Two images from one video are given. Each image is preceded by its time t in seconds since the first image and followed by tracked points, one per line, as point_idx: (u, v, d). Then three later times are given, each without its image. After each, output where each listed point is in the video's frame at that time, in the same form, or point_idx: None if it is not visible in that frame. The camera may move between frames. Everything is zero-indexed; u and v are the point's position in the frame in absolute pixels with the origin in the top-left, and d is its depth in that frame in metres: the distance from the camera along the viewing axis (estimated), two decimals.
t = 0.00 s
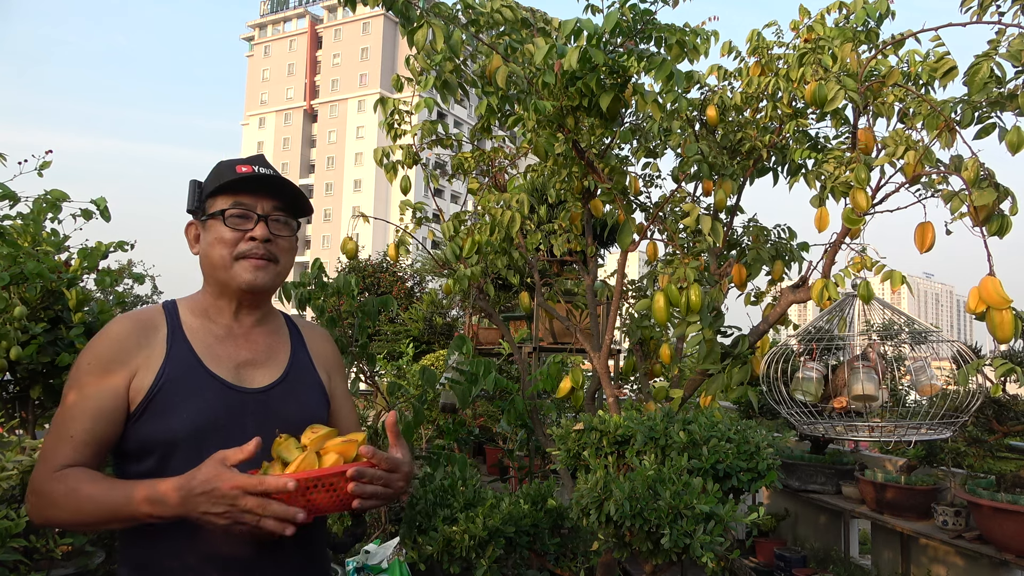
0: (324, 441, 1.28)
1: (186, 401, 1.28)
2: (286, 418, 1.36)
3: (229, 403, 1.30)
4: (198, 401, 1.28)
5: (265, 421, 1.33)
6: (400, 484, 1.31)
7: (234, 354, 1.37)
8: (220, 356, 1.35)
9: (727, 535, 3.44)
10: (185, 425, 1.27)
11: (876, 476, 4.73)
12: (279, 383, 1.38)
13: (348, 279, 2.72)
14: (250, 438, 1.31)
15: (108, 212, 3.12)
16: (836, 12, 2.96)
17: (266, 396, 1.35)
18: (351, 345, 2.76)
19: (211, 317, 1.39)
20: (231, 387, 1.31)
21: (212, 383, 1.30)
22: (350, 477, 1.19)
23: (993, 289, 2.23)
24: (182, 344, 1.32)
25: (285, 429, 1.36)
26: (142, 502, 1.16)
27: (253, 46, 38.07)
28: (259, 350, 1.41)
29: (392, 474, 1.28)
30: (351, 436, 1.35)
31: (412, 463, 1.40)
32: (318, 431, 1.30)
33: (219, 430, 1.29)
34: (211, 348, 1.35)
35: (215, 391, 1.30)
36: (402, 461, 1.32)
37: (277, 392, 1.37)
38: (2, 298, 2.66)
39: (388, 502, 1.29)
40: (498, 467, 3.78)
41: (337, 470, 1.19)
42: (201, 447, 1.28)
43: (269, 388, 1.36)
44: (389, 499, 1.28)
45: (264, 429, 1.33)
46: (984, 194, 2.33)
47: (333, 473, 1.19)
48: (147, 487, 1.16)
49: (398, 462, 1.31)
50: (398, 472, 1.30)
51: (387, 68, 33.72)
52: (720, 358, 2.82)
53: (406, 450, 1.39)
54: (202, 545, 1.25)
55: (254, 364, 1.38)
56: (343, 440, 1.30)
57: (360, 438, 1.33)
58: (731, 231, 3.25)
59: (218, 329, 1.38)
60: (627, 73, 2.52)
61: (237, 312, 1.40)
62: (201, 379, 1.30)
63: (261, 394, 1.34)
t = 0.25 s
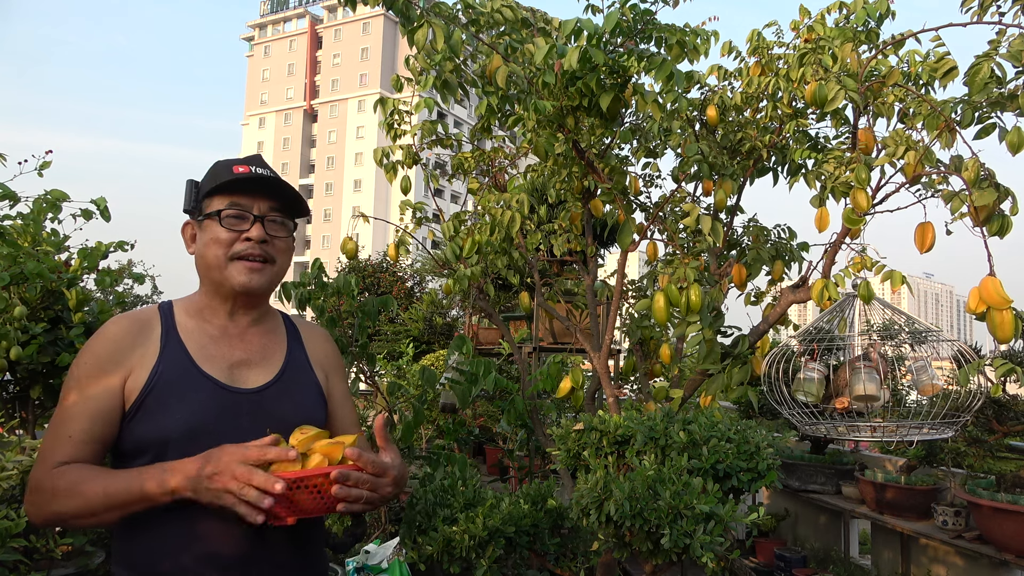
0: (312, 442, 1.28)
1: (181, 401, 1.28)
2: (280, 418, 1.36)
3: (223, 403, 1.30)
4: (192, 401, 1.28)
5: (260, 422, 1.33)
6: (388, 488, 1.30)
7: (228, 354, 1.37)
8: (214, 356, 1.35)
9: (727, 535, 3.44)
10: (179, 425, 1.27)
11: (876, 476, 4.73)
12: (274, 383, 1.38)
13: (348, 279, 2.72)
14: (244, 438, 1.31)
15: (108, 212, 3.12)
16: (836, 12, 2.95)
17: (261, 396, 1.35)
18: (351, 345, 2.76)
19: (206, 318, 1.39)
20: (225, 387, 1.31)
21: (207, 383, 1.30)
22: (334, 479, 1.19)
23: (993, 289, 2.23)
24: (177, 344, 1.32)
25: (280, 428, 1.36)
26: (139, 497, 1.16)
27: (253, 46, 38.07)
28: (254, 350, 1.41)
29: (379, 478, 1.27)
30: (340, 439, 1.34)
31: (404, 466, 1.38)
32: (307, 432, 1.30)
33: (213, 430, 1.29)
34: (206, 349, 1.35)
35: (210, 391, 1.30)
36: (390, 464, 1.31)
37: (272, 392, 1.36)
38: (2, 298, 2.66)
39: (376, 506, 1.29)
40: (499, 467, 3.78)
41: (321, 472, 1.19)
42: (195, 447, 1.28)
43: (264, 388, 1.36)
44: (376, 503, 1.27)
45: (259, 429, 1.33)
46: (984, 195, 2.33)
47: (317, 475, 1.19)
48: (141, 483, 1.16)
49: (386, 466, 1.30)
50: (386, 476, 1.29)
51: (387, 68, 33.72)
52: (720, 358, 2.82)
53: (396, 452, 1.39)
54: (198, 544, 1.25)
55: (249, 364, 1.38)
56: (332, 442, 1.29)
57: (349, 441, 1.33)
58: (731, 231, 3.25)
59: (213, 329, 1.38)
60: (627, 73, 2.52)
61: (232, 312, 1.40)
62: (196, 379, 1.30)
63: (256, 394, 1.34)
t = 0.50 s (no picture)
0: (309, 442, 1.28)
1: (180, 401, 1.28)
2: (280, 419, 1.36)
3: (222, 403, 1.30)
4: (191, 401, 1.28)
5: (259, 422, 1.33)
6: (383, 490, 1.29)
7: (228, 354, 1.37)
8: (213, 356, 1.35)
9: (727, 534, 3.44)
10: (179, 424, 1.27)
11: (876, 476, 4.73)
12: (274, 383, 1.38)
13: (348, 279, 2.72)
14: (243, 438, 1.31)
15: (108, 212, 3.12)
16: (836, 12, 2.96)
17: (260, 397, 1.34)
18: (351, 346, 2.76)
19: (206, 318, 1.39)
20: (225, 387, 1.31)
21: (206, 383, 1.30)
22: (330, 479, 1.18)
23: (993, 289, 2.23)
24: (176, 344, 1.32)
25: (279, 429, 1.36)
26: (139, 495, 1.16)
27: (253, 46, 38.06)
28: (253, 350, 1.41)
29: (375, 479, 1.26)
30: (337, 439, 1.34)
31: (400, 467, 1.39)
32: (303, 433, 1.29)
33: (212, 430, 1.29)
34: (206, 349, 1.35)
35: (209, 391, 1.30)
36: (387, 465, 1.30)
37: (271, 393, 1.36)
38: (2, 298, 2.65)
39: (372, 507, 1.28)
40: (498, 467, 3.78)
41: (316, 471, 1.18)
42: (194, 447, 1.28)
43: (263, 388, 1.36)
44: (372, 504, 1.26)
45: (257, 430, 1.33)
46: (984, 195, 2.33)
47: (313, 474, 1.18)
48: (140, 481, 1.16)
49: (382, 467, 1.29)
50: (382, 477, 1.28)
51: (387, 68, 33.72)
52: (720, 358, 2.82)
53: (394, 454, 1.40)
54: (197, 544, 1.25)
55: (249, 364, 1.38)
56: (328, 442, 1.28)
57: (346, 441, 1.32)
58: (731, 231, 3.25)
59: (212, 329, 1.38)
60: (628, 73, 2.52)
61: (232, 313, 1.40)
62: (195, 379, 1.30)
63: (255, 395, 1.34)
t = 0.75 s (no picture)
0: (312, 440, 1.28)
1: (182, 400, 1.28)
2: (281, 419, 1.36)
3: (225, 403, 1.30)
4: (193, 401, 1.28)
5: (261, 421, 1.33)
6: (387, 487, 1.30)
7: (229, 354, 1.37)
8: (215, 356, 1.35)
9: (727, 534, 3.44)
10: (180, 424, 1.27)
11: (876, 476, 4.74)
12: (275, 383, 1.38)
13: (348, 279, 2.72)
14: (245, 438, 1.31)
15: (108, 212, 3.12)
16: (836, 12, 2.96)
17: (262, 397, 1.35)
18: (351, 346, 2.77)
19: (207, 318, 1.39)
20: (227, 387, 1.31)
21: (208, 383, 1.30)
22: (333, 476, 1.19)
23: (993, 289, 2.23)
24: (178, 344, 1.32)
25: (281, 429, 1.36)
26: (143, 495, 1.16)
27: (253, 46, 38.06)
28: (254, 350, 1.41)
29: (378, 476, 1.27)
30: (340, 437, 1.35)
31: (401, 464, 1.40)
32: (306, 431, 1.30)
33: (215, 430, 1.29)
34: (208, 349, 1.35)
35: (211, 391, 1.30)
36: (389, 463, 1.31)
37: (272, 393, 1.36)
38: (2, 298, 2.66)
39: (375, 505, 1.29)
40: (498, 467, 3.78)
41: (320, 467, 1.19)
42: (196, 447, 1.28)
43: (265, 388, 1.36)
44: (375, 501, 1.27)
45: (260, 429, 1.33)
46: (984, 194, 2.33)
47: (316, 471, 1.18)
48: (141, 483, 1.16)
49: (385, 464, 1.30)
50: (385, 474, 1.29)
51: (387, 68, 33.72)
52: (720, 358, 2.83)
53: (395, 452, 1.39)
54: (198, 545, 1.25)
55: (250, 364, 1.38)
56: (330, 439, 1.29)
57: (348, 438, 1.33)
58: (731, 231, 3.25)
59: (214, 329, 1.38)
60: (627, 73, 2.52)
61: (233, 313, 1.40)
62: (197, 379, 1.30)
63: (257, 394, 1.34)
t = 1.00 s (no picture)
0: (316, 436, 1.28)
1: (183, 401, 1.28)
2: (282, 419, 1.36)
3: (226, 403, 1.30)
4: (194, 401, 1.28)
5: (263, 421, 1.33)
6: (389, 483, 1.31)
7: (230, 354, 1.37)
8: (216, 356, 1.35)
9: (727, 534, 3.44)
10: (181, 425, 1.27)
11: (876, 476, 4.74)
12: (276, 384, 1.38)
13: (348, 279, 2.72)
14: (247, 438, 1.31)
15: (108, 212, 3.13)
16: (836, 12, 2.96)
17: (263, 398, 1.35)
18: (351, 346, 2.77)
19: (208, 318, 1.39)
20: (228, 388, 1.31)
21: (209, 383, 1.30)
22: (340, 470, 1.19)
23: (993, 289, 2.23)
24: (179, 344, 1.32)
25: (282, 429, 1.36)
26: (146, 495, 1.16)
27: (253, 46, 38.06)
28: (255, 351, 1.41)
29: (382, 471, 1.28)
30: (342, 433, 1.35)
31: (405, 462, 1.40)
32: (310, 428, 1.30)
33: (216, 431, 1.29)
34: (208, 349, 1.35)
35: (212, 391, 1.30)
36: (392, 459, 1.32)
37: (273, 393, 1.36)
38: (2, 298, 2.65)
39: (378, 500, 1.29)
40: (498, 467, 3.78)
41: (327, 462, 1.19)
42: (197, 447, 1.28)
43: (266, 389, 1.36)
44: (378, 496, 1.28)
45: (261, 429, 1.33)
46: (984, 194, 2.33)
47: (323, 466, 1.18)
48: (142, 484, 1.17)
49: (388, 460, 1.31)
50: (388, 470, 1.30)
51: (387, 68, 33.72)
52: (720, 358, 2.83)
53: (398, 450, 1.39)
54: (198, 545, 1.25)
55: (251, 365, 1.38)
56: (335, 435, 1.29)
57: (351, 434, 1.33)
58: (731, 231, 3.25)
59: (215, 330, 1.38)
60: (627, 73, 2.52)
61: (234, 314, 1.40)
62: (198, 379, 1.30)
63: (258, 395, 1.34)
